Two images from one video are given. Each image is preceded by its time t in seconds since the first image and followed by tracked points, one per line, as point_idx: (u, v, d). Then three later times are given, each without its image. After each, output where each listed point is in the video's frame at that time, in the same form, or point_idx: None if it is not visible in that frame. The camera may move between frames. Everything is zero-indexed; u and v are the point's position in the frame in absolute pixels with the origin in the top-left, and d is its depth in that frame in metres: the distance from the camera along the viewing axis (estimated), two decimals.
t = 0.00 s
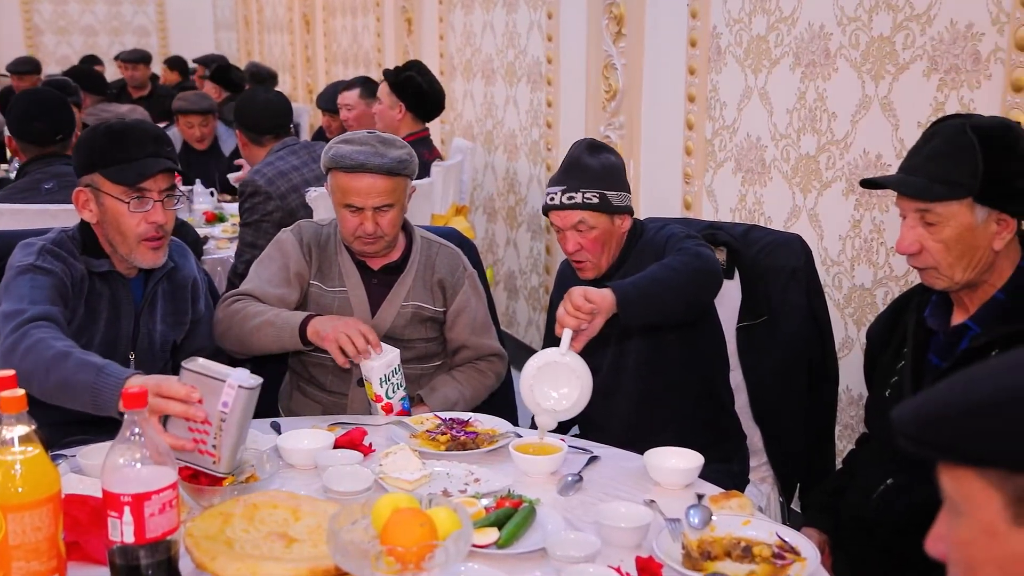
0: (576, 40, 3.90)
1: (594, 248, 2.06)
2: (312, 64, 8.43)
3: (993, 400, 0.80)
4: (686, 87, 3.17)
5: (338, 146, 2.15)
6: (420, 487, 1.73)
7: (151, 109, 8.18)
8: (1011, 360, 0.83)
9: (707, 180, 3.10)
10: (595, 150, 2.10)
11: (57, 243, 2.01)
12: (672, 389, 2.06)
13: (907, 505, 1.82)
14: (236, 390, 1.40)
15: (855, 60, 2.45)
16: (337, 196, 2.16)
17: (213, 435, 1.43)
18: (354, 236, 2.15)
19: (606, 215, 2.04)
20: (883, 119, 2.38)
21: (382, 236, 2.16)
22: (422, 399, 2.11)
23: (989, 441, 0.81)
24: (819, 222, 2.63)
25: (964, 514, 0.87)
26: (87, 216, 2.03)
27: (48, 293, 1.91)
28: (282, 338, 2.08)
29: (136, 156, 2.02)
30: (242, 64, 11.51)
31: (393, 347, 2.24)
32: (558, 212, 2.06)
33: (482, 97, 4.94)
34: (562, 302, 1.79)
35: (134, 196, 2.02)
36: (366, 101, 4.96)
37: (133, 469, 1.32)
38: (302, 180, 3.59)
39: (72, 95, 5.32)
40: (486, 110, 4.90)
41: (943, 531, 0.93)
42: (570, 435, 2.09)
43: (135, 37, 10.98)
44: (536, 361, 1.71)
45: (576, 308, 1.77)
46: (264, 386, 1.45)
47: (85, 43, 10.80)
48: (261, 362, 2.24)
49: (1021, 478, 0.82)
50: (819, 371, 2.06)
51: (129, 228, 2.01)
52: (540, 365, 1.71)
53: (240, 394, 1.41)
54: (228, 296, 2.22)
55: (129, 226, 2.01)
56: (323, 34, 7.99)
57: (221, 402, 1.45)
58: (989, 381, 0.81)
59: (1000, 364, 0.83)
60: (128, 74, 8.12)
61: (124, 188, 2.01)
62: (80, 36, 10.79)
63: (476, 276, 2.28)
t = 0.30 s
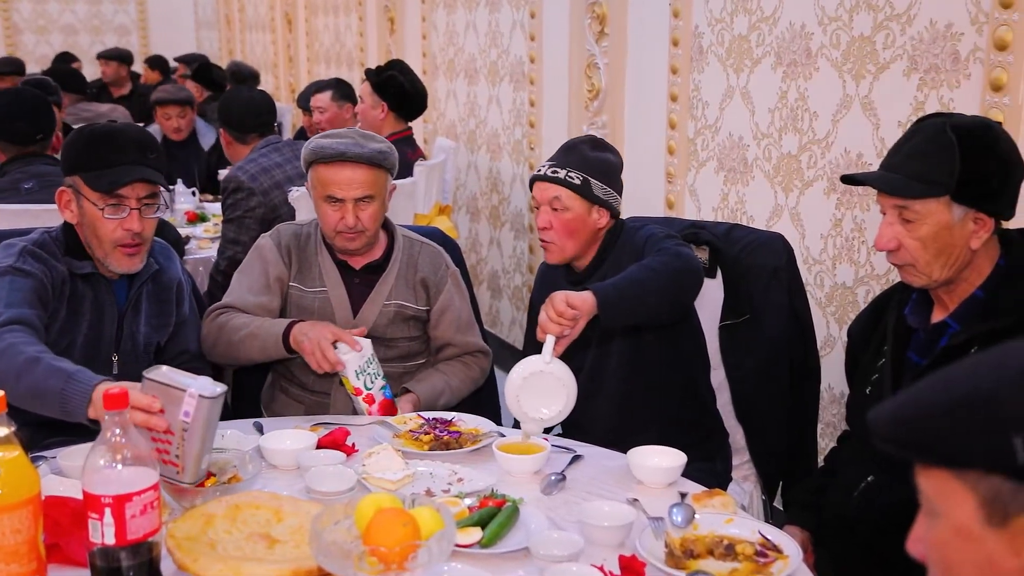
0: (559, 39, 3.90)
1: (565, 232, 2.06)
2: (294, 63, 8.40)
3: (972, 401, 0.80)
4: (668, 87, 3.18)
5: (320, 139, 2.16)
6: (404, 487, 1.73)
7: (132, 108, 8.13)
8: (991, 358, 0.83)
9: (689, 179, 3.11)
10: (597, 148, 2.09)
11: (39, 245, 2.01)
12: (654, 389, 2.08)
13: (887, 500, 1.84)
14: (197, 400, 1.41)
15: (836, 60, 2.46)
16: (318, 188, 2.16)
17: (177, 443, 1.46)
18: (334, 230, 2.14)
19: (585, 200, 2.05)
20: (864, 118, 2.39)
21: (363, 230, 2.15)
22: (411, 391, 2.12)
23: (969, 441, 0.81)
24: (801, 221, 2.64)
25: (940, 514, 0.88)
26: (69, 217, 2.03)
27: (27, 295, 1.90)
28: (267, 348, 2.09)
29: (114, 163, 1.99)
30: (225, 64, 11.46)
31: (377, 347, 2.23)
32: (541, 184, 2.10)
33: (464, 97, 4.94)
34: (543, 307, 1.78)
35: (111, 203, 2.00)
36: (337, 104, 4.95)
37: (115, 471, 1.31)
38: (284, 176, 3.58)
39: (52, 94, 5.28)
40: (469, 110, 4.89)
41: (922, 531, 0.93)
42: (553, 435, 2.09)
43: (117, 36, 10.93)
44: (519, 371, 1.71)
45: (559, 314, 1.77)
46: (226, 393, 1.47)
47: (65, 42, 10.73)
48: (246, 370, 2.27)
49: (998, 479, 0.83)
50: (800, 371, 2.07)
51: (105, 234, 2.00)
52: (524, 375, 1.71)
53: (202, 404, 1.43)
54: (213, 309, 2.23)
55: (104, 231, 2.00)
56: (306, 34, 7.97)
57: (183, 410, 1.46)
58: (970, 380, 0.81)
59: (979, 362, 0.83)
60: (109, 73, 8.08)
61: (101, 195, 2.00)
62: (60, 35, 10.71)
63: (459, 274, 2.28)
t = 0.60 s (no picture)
0: (541, 39, 3.91)
1: (542, 230, 2.06)
2: (275, 63, 8.38)
3: (946, 401, 0.81)
4: (649, 87, 3.18)
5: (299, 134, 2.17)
6: (386, 487, 1.73)
7: (112, 108, 8.08)
8: (965, 358, 0.83)
9: (671, 179, 3.12)
10: (575, 146, 2.10)
11: (21, 243, 2.00)
12: (634, 386, 2.08)
13: (867, 497, 1.85)
14: (158, 411, 1.40)
15: (816, 60, 2.48)
16: (298, 182, 2.16)
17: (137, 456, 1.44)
18: (315, 226, 2.14)
19: (562, 199, 2.05)
20: (844, 118, 2.40)
21: (343, 224, 2.14)
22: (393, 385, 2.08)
23: (942, 442, 0.82)
24: (782, 220, 2.65)
25: (917, 514, 0.88)
26: (49, 215, 2.03)
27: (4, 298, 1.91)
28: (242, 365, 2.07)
29: (88, 159, 1.98)
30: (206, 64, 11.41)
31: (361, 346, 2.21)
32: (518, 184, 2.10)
33: (447, 97, 4.93)
34: (520, 301, 1.80)
35: (83, 200, 1.99)
36: (313, 105, 4.94)
37: (94, 474, 1.30)
38: (265, 174, 3.57)
39: (31, 93, 5.24)
40: (451, 110, 4.89)
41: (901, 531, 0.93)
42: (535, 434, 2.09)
43: (96, 36, 10.87)
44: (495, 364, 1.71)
45: (535, 308, 1.78)
46: (189, 403, 1.46)
47: (44, 41, 10.66)
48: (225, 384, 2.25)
49: (970, 477, 0.83)
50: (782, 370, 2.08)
51: (78, 232, 1.99)
52: (500, 368, 1.71)
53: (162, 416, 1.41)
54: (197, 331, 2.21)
55: (78, 230, 1.99)
56: (287, 34, 7.95)
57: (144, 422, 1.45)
58: (944, 382, 0.82)
59: (956, 359, 0.84)
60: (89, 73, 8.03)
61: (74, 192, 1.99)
62: (38, 34, 10.63)
63: (442, 271, 2.29)
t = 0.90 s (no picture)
0: (523, 39, 3.91)
1: (524, 233, 2.06)
2: (257, 63, 8.34)
3: (879, 407, 0.80)
4: (631, 86, 3.19)
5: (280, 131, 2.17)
6: (369, 488, 1.72)
7: (92, 108, 8.02)
8: (904, 365, 0.82)
9: (654, 178, 3.12)
10: (552, 145, 2.09)
11: None
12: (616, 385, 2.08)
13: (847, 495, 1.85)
14: (120, 412, 1.39)
15: (797, 60, 2.49)
16: (279, 178, 2.16)
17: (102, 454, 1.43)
18: (296, 222, 2.13)
19: (543, 200, 2.05)
20: (825, 118, 2.42)
21: (324, 221, 2.14)
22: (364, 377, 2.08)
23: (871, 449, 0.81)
24: (763, 219, 2.66)
25: (864, 523, 0.86)
26: (29, 215, 2.03)
27: None
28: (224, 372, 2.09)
29: (66, 171, 1.96)
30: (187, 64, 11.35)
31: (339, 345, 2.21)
32: (497, 186, 2.09)
33: (430, 96, 4.93)
34: (503, 302, 1.80)
35: (61, 210, 1.97)
36: (296, 104, 4.92)
37: (74, 475, 1.29)
38: (248, 174, 3.55)
39: (9, 93, 5.20)
40: (434, 109, 4.88)
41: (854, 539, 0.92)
42: (518, 434, 2.09)
43: (76, 35, 10.80)
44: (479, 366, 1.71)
45: (518, 308, 1.77)
46: (153, 404, 1.45)
47: (23, 40, 10.58)
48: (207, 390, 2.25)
49: (908, 487, 0.81)
50: (762, 368, 2.08)
51: (55, 239, 1.98)
52: (485, 370, 1.71)
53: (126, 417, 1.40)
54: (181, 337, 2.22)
55: (55, 237, 1.98)
56: (269, 33, 7.92)
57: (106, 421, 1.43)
58: (884, 389, 0.81)
59: (897, 367, 0.83)
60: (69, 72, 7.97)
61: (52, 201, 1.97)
62: (18, 33, 10.54)
63: (415, 265, 2.28)
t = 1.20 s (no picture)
0: (506, 38, 3.91)
1: (508, 235, 2.07)
2: (240, 63, 8.31)
3: (797, 425, 0.71)
4: (614, 86, 3.19)
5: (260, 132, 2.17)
6: (353, 489, 1.72)
7: (73, 108, 7.96)
8: (750, 397, 0.77)
9: (637, 178, 3.13)
10: (531, 146, 2.10)
11: None
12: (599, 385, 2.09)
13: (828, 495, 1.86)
14: (92, 402, 1.40)
15: (779, 59, 2.50)
16: (260, 178, 2.15)
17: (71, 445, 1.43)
18: (276, 223, 2.12)
19: (525, 202, 2.05)
20: (807, 117, 2.43)
21: (304, 221, 2.13)
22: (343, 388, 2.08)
23: (786, 478, 0.70)
24: (746, 219, 2.67)
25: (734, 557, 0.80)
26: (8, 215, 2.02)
27: None
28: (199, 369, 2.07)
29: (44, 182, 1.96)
30: (169, 64, 11.29)
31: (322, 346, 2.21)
32: (479, 190, 2.09)
33: (413, 96, 4.92)
34: (489, 302, 1.79)
35: (40, 219, 1.96)
36: (285, 101, 4.90)
37: (56, 477, 1.28)
38: (237, 178, 3.54)
39: None
40: (418, 109, 4.88)
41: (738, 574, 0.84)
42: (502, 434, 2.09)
43: (57, 34, 10.72)
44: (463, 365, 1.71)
45: (506, 310, 1.76)
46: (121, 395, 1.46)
47: (3, 40, 10.49)
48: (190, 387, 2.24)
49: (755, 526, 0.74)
50: (745, 366, 2.09)
51: (34, 245, 1.98)
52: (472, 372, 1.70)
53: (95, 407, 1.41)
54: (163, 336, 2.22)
55: (33, 244, 1.98)
56: (251, 33, 7.89)
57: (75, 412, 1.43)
58: (797, 404, 0.72)
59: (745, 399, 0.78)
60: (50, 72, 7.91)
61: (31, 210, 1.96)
62: None
63: (401, 269, 2.26)
